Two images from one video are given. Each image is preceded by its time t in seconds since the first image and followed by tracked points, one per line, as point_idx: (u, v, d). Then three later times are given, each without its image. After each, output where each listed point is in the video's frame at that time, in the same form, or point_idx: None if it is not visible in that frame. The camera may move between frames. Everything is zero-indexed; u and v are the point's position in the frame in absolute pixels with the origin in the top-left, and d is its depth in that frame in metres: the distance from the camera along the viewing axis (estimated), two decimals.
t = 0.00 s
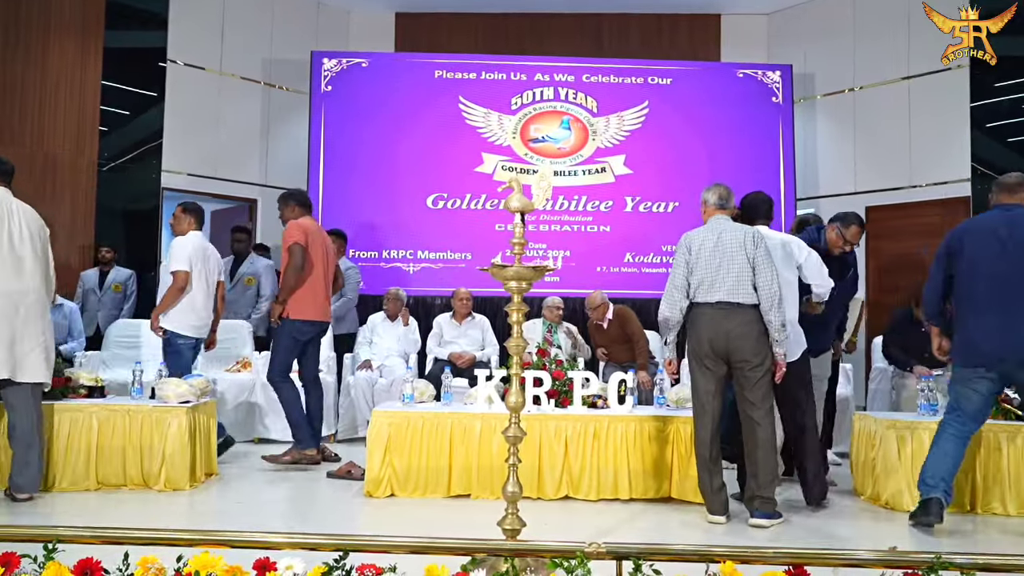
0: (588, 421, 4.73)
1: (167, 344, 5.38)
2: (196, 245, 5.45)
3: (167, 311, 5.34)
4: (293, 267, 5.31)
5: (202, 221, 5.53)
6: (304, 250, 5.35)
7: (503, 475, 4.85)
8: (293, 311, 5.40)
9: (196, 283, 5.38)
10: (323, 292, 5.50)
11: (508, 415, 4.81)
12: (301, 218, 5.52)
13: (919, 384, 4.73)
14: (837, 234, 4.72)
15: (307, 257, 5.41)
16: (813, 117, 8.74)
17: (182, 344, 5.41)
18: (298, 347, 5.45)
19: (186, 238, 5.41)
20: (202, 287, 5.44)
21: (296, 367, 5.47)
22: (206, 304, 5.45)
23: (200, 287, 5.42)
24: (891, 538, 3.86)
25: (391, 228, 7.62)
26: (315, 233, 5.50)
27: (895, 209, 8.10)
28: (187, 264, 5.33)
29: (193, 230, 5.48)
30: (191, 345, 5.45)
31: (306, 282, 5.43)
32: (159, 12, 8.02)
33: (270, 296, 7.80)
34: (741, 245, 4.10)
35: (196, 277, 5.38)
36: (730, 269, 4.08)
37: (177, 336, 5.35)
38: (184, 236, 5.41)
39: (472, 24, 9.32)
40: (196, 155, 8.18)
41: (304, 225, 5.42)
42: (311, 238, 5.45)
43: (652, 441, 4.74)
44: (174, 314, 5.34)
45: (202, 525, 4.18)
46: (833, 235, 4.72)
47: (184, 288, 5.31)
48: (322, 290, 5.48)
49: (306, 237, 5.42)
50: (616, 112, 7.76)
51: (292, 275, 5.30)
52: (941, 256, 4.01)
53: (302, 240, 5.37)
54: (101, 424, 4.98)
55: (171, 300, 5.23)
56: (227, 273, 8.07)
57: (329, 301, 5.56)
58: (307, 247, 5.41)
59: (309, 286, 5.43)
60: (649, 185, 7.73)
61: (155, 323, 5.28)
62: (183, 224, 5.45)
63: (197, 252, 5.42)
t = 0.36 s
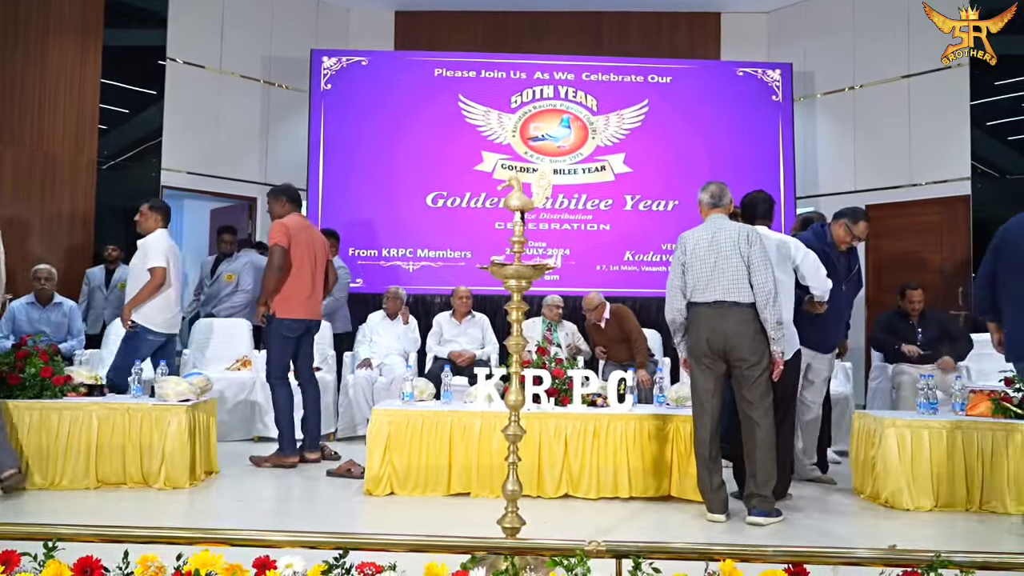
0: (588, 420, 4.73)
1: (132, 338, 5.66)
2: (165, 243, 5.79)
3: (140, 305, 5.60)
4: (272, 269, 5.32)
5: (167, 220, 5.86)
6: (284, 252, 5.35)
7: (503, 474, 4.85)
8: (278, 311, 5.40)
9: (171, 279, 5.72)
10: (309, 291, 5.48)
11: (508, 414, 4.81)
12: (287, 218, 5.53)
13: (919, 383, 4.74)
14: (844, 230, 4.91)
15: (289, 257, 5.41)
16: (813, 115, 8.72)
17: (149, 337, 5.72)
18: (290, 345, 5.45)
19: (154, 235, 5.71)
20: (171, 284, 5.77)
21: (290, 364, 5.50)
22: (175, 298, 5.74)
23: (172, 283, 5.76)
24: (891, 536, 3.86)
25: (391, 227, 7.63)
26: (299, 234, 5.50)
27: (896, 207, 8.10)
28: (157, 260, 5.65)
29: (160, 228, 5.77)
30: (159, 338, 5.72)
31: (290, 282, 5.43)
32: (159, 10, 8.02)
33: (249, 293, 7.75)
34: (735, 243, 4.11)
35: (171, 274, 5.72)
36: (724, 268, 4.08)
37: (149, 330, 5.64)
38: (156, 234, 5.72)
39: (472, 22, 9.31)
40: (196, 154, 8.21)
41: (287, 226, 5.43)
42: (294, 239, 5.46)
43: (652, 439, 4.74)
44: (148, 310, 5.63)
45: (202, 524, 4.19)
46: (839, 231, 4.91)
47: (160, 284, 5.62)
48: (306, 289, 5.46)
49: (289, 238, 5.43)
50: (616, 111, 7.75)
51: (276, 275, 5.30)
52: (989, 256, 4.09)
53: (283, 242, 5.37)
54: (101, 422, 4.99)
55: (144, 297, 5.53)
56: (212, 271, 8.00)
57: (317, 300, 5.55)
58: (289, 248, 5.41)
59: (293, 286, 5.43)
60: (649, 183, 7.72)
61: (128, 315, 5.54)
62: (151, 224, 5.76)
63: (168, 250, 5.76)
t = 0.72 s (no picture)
0: (594, 420, 4.73)
1: (101, 342, 5.48)
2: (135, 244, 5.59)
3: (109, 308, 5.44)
4: (263, 275, 5.39)
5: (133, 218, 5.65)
6: (276, 259, 5.41)
7: (510, 473, 4.85)
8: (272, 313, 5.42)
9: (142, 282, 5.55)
10: (303, 293, 5.49)
11: (515, 414, 4.81)
12: (280, 220, 5.54)
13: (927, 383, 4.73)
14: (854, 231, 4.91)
15: (280, 262, 5.45)
16: (820, 114, 8.68)
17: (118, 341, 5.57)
18: (289, 344, 5.44)
19: (124, 236, 5.49)
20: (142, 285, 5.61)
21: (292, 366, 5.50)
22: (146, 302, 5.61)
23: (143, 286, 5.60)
24: (899, 537, 3.85)
25: (397, 227, 7.64)
26: (292, 236, 5.51)
27: (904, 206, 8.06)
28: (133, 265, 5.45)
29: (125, 227, 5.57)
30: (126, 340, 5.58)
31: (283, 285, 5.46)
32: (166, 11, 8.03)
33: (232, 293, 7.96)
34: (741, 242, 4.09)
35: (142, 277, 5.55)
36: (730, 268, 4.08)
37: (115, 334, 5.49)
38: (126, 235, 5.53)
39: (478, 22, 9.31)
40: (201, 154, 8.20)
41: (278, 230, 5.45)
42: (286, 242, 5.47)
43: (659, 439, 4.74)
44: (116, 314, 5.45)
45: (210, 523, 4.21)
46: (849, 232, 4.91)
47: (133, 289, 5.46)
48: (300, 291, 5.48)
49: (280, 242, 5.45)
50: (622, 110, 7.73)
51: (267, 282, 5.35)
52: None
53: (276, 248, 5.42)
54: (109, 421, 5.01)
55: (119, 302, 5.35)
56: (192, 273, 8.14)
57: (313, 300, 5.55)
58: (281, 252, 5.44)
59: (287, 289, 5.46)
60: (656, 182, 7.71)
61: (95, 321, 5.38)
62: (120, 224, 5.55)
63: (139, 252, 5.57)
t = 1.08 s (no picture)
0: (620, 421, 4.71)
1: (114, 341, 5.56)
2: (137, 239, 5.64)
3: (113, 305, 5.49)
4: (279, 279, 5.40)
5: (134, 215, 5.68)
6: (291, 262, 5.42)
7: (534, 474, 4.84)
8: (291, 314, 5.49)
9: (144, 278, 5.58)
10: (319, 295, 5.53)
11: (540, 415, 4.80)
12: (294, 223, 5.57)
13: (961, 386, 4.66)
14: (892, 230, 4.85)
15: (295, 265, 5.47)
16: (849, 114, 8.54)
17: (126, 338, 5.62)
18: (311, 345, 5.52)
19: (125, 233, 5.55)
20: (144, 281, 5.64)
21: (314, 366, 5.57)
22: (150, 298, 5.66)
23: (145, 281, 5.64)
24: (932, 542, 3.78)
25: (422, 228, 7.65)
26: (306, 239, 5.54)
27: (936, 205, 7.94)
28: (136, 260, 5.50)
29: (128, 224, 5.64)
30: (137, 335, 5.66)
31: (300, 286, 5.50)
32: (193, 16, 8.11)
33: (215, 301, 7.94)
34: (765, 242, 4.05)
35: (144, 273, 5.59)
36: (754, 268, 4.04)
37: (124, 330, 5.55)
38: (126, 232, 5.57)
39: (502, 22, 9.30)
40: (227, 156, 8.27)
41: (292, 234, 5.47)
42: (301, 245, 5.50)
43: (685, 441, 4.70)
44: (121, 311, 5.51)
45: (239, 522, 4.24)
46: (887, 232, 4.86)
47: (135, 284, 5.49)
48: (318, 293, 5.52)
49: (295, 245, 5.47)
50: (646, 110, 7.68)
51: (283, 285, 5.40)
52: None
53: (291, 251, 5.43)
54: (140, 420, 5.08)
55: (122, 298, 5.40)
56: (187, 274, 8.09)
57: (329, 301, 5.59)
58: (296, 256, 5.47)
59: (303, 291, 5.51)
60: (681, 182, 7.64)
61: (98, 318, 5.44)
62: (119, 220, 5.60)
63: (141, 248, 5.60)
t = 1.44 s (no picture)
0: (651, 423, 4.65)
1: (137, 342, 5.59)
2: (155, 240, 5.64)
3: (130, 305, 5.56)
4: (301, 278, 5.41)
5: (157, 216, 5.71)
6: (314, 261, 5.44)
7: (564, 477, 4.78)
8: (308, 314, 5.49)
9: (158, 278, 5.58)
10: (338, 296, 5.53)
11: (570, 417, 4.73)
12: (320, 223, 5.57)
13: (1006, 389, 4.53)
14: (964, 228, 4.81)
15: (318, 264, 5.48)
16: (886, 108, 8.39)
17: (148, 338, 5.62)
18: (326, 344, 5.51)
19: (140, 234, 5.57)
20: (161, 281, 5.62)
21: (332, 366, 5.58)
22: (170, 297, 5.67)
23: (161, 281, 5.61)
24: (975, 549, 3.66)
25: (450, 228, 7.63)
26: (331, 239, 5.55)
27: (977, 202, 7.76)
28: (148, 261, 5.51)
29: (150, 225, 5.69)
30: (159, 335, 5.66)
31: (320, 285, 5.50)
32: (221, 17, 8.12)
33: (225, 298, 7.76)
34: (794, 241, 3.95)
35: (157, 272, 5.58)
36: (785, 268, 3.94)
37: (144, 331, 5.58)
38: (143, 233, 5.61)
39: (532, 19, 9.24)
40: (255, 157, 8.29)
41: (318, 233, 5.49)
42: (325, 244, 5.50)
43: (718, 444, 4.63)
44: (137, 311, 5.55)
45: (267, 523, 4.23)
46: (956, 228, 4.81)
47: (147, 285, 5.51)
48: (336, 293, 5.51)
49: (319, 245, 5.49)
50: (677, 107, 7.58)
51: (304, 284, 5.41)
52: None
53: (314, 250, 5.45)
54: (171, 420, 5.08)
55: (132, 298, 5.43)
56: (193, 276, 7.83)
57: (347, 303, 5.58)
58: (319, 254, 5.48)
59: (323, 290, 5.50)
60: (713, 179, 7.52)
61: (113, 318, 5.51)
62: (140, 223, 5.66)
63: (156, 248, 5.60)
